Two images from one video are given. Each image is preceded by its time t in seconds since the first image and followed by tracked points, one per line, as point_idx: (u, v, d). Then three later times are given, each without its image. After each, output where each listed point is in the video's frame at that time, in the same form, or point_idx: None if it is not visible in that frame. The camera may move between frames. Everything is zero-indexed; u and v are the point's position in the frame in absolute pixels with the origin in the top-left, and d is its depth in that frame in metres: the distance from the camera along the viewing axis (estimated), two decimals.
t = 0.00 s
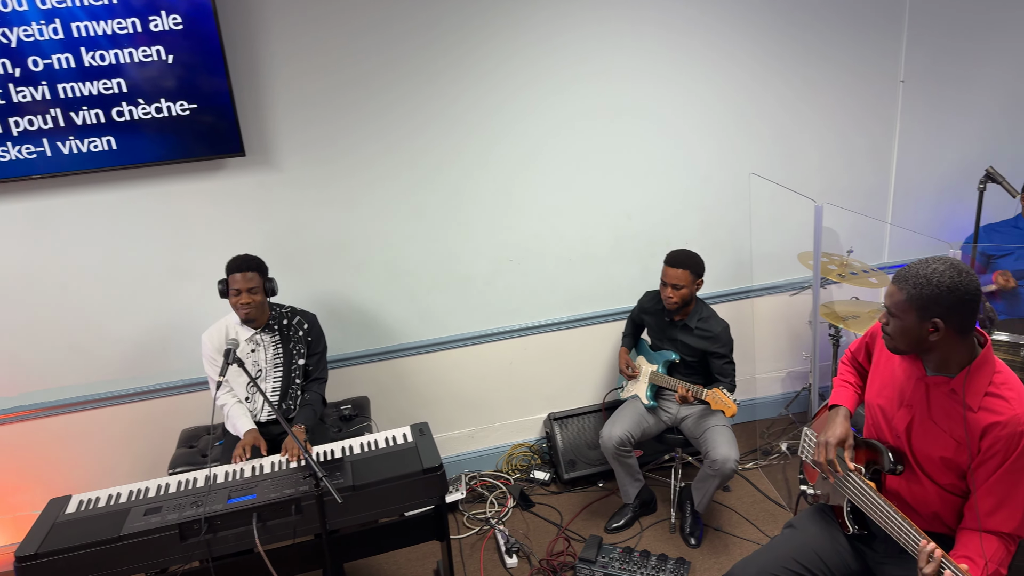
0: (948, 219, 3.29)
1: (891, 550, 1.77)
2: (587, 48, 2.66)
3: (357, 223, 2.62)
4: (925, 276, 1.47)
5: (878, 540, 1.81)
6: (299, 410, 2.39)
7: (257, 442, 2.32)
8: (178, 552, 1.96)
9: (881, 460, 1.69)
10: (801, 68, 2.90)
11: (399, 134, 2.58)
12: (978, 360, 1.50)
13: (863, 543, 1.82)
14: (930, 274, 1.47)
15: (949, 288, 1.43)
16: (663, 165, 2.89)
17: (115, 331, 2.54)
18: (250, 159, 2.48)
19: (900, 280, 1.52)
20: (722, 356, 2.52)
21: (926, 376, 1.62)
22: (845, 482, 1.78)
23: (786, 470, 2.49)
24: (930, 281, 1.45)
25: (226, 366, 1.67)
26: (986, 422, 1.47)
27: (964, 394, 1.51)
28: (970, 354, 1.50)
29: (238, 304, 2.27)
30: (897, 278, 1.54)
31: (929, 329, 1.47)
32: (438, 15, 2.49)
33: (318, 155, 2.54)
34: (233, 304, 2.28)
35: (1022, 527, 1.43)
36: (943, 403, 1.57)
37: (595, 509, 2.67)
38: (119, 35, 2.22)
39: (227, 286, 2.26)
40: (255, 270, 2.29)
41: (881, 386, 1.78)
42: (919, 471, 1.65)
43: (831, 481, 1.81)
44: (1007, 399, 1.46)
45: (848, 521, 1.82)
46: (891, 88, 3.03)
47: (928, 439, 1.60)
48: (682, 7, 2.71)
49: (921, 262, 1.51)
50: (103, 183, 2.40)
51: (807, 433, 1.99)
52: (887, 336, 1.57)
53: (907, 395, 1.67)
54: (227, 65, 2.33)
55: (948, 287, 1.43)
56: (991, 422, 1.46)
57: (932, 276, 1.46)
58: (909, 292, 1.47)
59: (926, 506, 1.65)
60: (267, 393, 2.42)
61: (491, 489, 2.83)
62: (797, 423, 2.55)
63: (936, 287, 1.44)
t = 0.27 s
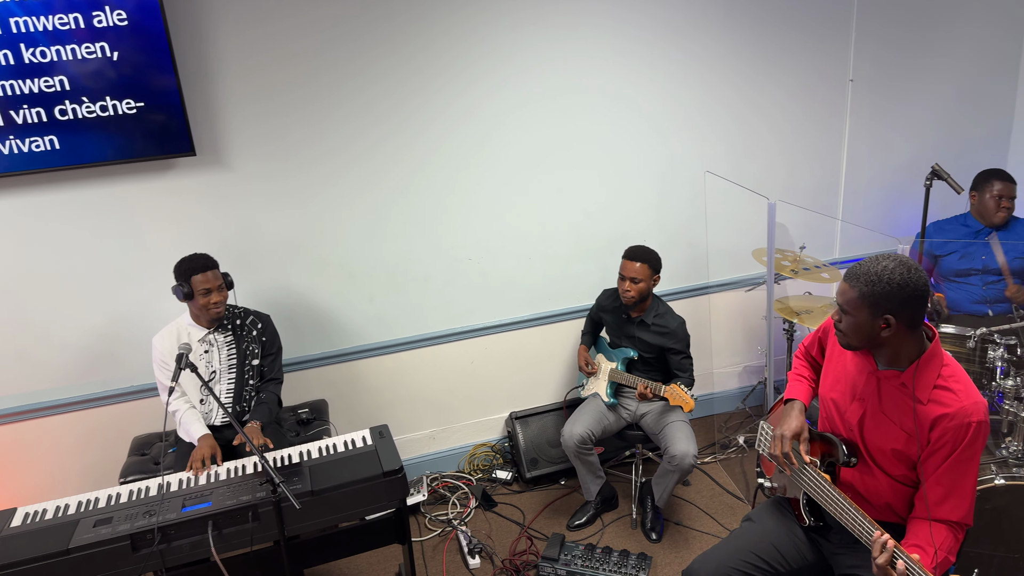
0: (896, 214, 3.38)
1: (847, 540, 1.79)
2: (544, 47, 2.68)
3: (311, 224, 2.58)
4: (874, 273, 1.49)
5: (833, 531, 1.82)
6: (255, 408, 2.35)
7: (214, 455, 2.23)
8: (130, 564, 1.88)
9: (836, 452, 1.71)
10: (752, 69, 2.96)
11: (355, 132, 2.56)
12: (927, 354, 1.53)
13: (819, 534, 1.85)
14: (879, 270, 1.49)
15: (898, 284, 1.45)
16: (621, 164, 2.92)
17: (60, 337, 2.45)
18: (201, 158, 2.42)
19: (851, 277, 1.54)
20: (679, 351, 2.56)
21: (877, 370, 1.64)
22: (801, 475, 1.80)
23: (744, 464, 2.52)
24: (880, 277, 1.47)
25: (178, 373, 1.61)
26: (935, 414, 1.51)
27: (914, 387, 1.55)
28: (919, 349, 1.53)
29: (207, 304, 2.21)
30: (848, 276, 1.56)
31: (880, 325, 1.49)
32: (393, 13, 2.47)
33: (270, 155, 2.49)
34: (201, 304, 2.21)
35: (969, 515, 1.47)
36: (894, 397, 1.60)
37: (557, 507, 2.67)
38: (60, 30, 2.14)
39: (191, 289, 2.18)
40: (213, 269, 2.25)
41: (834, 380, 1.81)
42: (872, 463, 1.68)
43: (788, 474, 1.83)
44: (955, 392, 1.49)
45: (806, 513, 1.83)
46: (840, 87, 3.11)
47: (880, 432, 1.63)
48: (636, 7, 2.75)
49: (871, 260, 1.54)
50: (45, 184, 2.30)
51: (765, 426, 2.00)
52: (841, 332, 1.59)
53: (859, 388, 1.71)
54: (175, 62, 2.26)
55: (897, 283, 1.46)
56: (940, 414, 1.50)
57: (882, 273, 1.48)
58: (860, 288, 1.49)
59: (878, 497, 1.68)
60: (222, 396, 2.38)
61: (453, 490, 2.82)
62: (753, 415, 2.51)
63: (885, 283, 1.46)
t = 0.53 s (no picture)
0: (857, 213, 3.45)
1: (813, 533, 1.81)
2: (511, 48, 2.69)
3: (276, 225, 2.56)
4: (837, 270, 1.53)
5: (800, 525, 1.83)
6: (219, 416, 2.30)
7: (179, 459, 2.19)
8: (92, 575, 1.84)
9: (802, 447, 1.73)
10: (714, 73, 3.01)
11: (320, 133, 2.54)
12: (890, 349, 1.56)
13: (786, 528, 1.86)
14: (842, 268, 1.53)
15: (861, 281, 1.49)
16: (589, 164, 2.94)
17: (15, 344, 2.38)
18: (162, 159, 2.38)
19: (814, 275, 1.58)
20: (647, 349, 2.60)
21: (840, 366, 1.66)
22: (770, 469, 1.82)
23: (711, 461, 2.58)
24: (843, 275, 1.50)
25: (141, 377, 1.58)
26: (897, 408, 1.54)
27: (877, 382, 1.58)
28: (882, 344, 1.56)
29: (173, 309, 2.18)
30: (811, 274, 1.59)
31: (844, 321, 1.53)
32: (358, 13, 2.46)
33: (234, 155, 2.45)
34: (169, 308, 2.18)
35: (930, 506, 1.51)
36: (858, 392, 1.63)
37: (527, 507, 2.68)
38: (13, 27, 2.08)
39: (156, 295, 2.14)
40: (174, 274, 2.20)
41: (800, 376, 1.83)
42: (837, 457, 1.71)
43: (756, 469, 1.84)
44: (917, 386, 1.53)
45: (773, 507, 1.85)
46: (801, 89, 3.17)
47: (845, 427, 1.65)
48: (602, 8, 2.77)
49: (834, 258, 1.57)
50: None
51: (732, 421, 2.01)
52: (806, 330, 1.62)
53: (824, 384, 1.73)
54: (135, 61, 2.22)
55: (860, 280, 1.49)
56: (902, 409, 1.53)
57: (845, 270, 1.52)
58: (824, 286, 1.52)
59: (843, 490, 1.71)
60: (186, 401, 2.34)
61: (422, 492, 2.82)
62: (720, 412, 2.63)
63: (848, 281, 1.50)
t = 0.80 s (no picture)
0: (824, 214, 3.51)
1: (786, 528, 1.83)
2: (484, 49, 2.69)
3: (244, 225, 2.53)
4: (809, 269, 1.55)
5: (772, 520, 1.86)
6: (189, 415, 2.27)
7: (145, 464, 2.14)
8: None
9: (773, 443, 1.75)
10: (684, 75, 3.05)
11: (290, 133, 2.51)
12: (860, 347, 1.59)
13: (759, 524, 1.89)
14: (814, 267, 1.55)
15: (832, 280, 1.51)
16: (561, 165, 2.95)
17: None
18: (127, 157, 2.33)
19: (787, 273, 1.60)
20: (620, 347, 2.63)
21: (811, 363, 1.69)
22: (743, 466, 1.84)
23: (681, 459, 2.61)
24: (815, 273, 1.53)
25: (107, 379, 1.55)
26: (867, 404, 1.57)
27: (847, 379, 1.60)
28: (852, 341, 1.59)
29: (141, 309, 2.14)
30: (784, 271, 1.61)
31: (815, 319, 1.56)
32: (328, 11, 2.44)
33: (201, 155, 2.42)
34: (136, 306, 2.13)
35: (898, 500, 1.55)
36: (829, 389, 1.65)
37: (501, 507, 2.68)
38: None
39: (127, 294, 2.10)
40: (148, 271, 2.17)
41: (772, 372, 1.84)
42: (808, 453, 1.73)
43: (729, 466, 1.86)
44: (885, 382, 1.56)
45: (745, 503, 1.88)
46: (769, 91, 3.21)
47: (816, 423, 1.68)
48: (575, 8, 2.78)
49: (807, 257, 1.59)
50: None
51: (704, 419, 2.02)
52: (778, 327, 1.65)
53: (795, 381, 1.75)
54: (99, 57, 2.18)
55: (831, 279, 1.51)
56: (871, 405, 1.56)
57: (816, 269, 1.54)
58: (796, 284, 1.55)
59: (814, 486, 1.73)
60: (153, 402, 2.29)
61: (394, 494, 2.81)
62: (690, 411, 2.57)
63: (819, 280, 1.52)
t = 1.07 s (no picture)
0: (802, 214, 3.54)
1: (763, 526, 1.84)
2: (465, 47, 2.68)
3: (220, 222, 2.49)
4: (782, 271, 1.55)
5: (750, 517, 1.87)
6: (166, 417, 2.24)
7: (115, 459, 2.12)
8: None
9: (752, 440, 1.76)
10: (663, 76, 3.05)
11: (267, 128, 2.48)
12: (836, 345, 1.60)
13: (737, 521, 1.90)
14: (787, 269, 1.55)
15: (805, 282, 1.52)
16: (542, 164, 2.95)
17: None
18: (99, 151, 2.29)
19: (761, 275, 1.60)
20: (599, 347, 2.63)
21: (789, 360, 1.70)
22: (720, 464, 1.84)
23: (659, 457, 2.61)
24: (788, 276, 1.53)
25: (77, 377, 1.53)
26: (844, 402, 1.58)
27: (825, 377, 1.61)
28: (828, 340, 1.60)
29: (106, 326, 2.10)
30: (758, 274, 1.62)
31: (791, 321, 1.57)
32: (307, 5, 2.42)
33: (175, 149, 2.38)
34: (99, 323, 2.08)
35: (874, 496, 1.56)
36: (807, 387, 1.66)
37: (479, 506, 2.67)
38: None
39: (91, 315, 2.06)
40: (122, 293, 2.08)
41: (750, 371, 1.86)
42: (786, 451, 1.74)
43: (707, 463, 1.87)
44: (862, 380, 1.57)
45: (723, 500, 1.89)
46: (748, 92, 3.23)
47: (793, 420, 1.69)
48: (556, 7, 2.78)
49: (780, 258, 1.60)
50: None
51: (682, 418, 2.03)
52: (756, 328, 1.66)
53: (773, 378, 1.76)
54: (71, 48, 2.13)
55: (804, 281, 1.52)
56: (849, 403, 1.57)
57: (790, 271, 1.55)
58: (769, 288, 1.56)
59: (792, 482, 1.74)
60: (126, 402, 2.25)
61: (372, 493, 2.79)
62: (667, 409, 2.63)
63: (793, 283, 1.53)
